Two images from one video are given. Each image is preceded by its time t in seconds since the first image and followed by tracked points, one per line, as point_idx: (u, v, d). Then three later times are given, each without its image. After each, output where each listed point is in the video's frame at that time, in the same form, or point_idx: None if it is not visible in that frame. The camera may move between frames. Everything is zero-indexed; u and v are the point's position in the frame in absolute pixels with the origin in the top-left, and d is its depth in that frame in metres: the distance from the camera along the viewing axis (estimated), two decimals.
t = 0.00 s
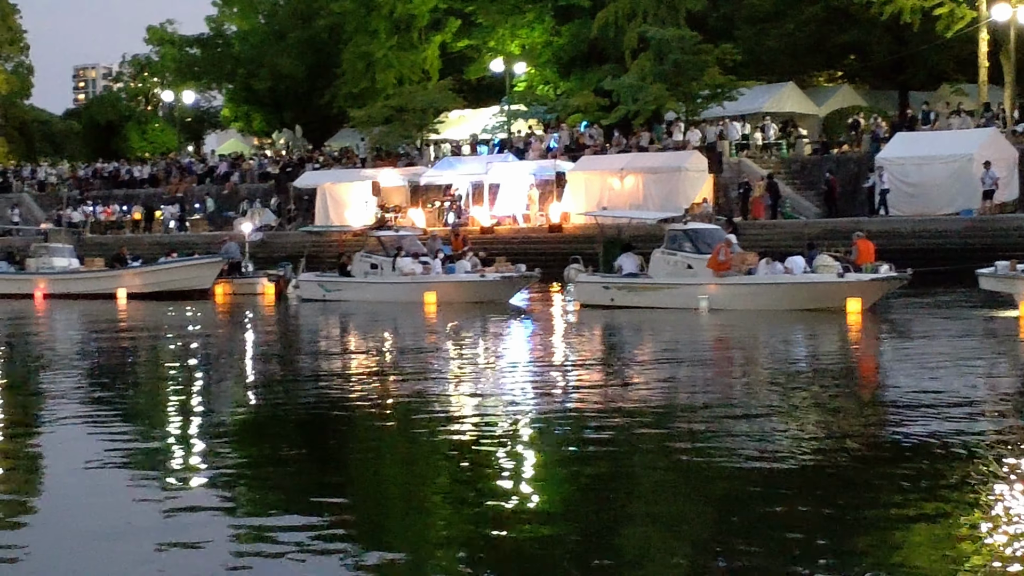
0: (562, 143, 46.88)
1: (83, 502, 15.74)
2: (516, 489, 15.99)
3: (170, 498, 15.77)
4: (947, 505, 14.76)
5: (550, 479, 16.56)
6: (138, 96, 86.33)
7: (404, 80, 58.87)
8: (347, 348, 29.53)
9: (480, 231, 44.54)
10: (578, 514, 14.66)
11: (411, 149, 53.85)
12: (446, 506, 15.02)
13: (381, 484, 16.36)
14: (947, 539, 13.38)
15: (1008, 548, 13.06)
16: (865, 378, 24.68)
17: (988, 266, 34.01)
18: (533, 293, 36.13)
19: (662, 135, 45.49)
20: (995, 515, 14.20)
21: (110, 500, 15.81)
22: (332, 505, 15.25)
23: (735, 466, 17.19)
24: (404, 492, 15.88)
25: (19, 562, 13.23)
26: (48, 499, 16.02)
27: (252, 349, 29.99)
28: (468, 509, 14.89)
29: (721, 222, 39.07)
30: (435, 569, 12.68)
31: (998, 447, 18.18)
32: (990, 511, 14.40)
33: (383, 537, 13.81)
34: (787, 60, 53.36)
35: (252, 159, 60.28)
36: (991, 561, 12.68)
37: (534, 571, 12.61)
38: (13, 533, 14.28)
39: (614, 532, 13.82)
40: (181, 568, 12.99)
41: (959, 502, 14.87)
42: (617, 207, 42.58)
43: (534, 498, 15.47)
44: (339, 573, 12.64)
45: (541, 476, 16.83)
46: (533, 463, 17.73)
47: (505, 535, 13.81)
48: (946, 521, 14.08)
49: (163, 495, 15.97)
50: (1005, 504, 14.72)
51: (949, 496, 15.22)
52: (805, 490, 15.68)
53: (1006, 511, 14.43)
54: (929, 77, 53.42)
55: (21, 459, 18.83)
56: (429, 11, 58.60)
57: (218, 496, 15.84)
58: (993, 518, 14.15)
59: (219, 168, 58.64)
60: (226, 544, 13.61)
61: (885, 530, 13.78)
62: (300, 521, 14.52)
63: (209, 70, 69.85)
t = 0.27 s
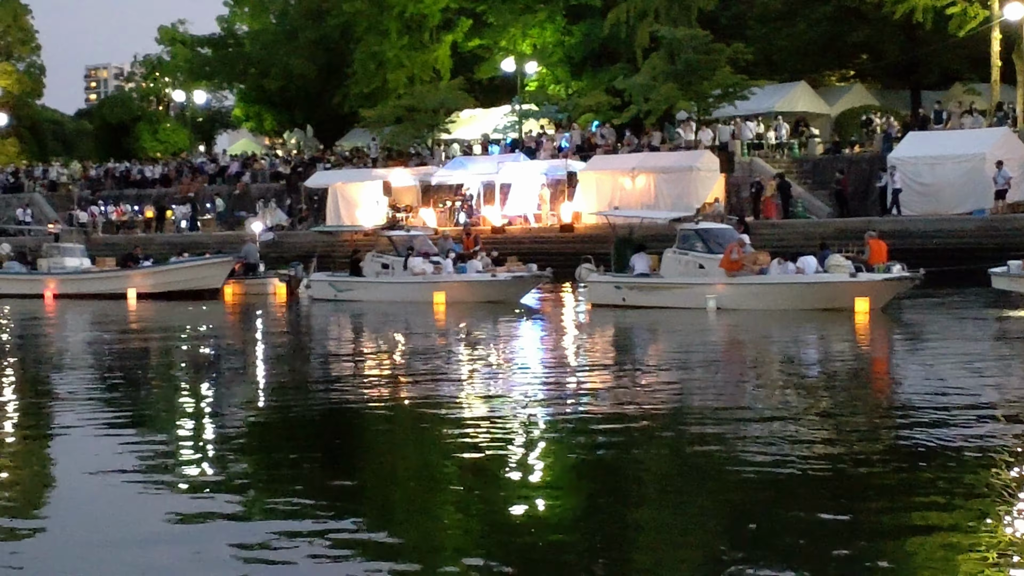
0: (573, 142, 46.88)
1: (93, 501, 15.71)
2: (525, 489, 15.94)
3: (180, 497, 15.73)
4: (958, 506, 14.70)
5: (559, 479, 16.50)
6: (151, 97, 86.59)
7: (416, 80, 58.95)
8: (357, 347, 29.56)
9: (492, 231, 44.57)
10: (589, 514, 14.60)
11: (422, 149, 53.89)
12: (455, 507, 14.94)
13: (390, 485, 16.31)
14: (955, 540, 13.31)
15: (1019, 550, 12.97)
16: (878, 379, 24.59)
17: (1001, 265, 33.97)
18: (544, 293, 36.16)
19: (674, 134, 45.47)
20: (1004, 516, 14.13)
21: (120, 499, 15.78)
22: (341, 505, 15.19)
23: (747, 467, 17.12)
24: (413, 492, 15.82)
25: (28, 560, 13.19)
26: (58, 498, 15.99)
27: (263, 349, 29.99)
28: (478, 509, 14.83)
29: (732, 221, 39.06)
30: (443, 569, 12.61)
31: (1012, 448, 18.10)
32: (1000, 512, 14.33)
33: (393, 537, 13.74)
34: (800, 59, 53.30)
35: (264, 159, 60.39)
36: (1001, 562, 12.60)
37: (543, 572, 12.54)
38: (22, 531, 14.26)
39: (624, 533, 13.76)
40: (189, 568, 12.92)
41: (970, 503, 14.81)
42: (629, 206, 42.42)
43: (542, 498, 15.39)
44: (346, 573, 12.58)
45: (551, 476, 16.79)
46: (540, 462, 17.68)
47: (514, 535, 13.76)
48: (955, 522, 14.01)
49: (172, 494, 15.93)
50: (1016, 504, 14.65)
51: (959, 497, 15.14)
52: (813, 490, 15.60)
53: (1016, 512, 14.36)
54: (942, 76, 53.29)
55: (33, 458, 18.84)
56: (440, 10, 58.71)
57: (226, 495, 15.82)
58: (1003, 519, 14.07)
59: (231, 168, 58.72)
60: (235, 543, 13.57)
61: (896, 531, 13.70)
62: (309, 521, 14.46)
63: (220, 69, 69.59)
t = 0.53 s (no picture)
0: (581, 143, 46.89)
1: (101, 503, 15.66)
2: (533, 489, 15.90)
3: (188, 499, 15.69)
4: (969, 506, 14.66)
5: (568, 480, 16.47)
6: (157, 98, 86.83)
7: (423, 81, 59.00)
8: (366, 348, 29.55)
9: (500, 232, 44.59)
10: (598, 515, 14.56)
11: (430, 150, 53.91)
12: (463, 508, 14.91)
13: (399, 485, 16.28)
14: (966, 542, 13.27)
15: None
16: (889, 379, 24.55)
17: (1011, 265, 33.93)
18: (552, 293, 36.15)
19: (682, 135, 45.45)
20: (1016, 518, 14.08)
21: (128, 502, 15.74)
22: (349, 506, 15.16)
23: (757, 467, 17.07)
24: (421, 493, 15.79)
25: (37, 565, 13.16)
26: (66, 499, 15.96)
27: (271, 350, 29.95)
28: (487, 510, 14.80)
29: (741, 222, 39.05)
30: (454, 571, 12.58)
31: None
32: (1011, 514, 14.29)
33: (403, 540, 13.71)
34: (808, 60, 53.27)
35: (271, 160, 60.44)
36: (1011, 563, 12.56)
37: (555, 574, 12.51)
38: (30, 534, 14.24)
39: (634, 534, 13.71)
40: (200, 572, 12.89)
41: (982, 504, 14.77)
42: (638, 207, 42.43)
43: (550, 500, 15.35)
44: None
45: (560, 476, 16.76)
46: (550, 463, 17.65)
47: (524, 536, 13.73)
48: (965, 523, 13.97)
49: (180, 497, 15.88)
50: None
51: (971, 498, 15.09)
52: (823, 490, 15.56)
53: None
54: (950, 76, 53.21)
55: (42, 461, 18.79)
56: (448, 11, 58.75)
57: (234, 496, 15.81)
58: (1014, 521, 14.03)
59: (239, 170, 58.76)
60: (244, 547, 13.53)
61: (906, 532, 13.67)
62: (318, 523, 14.43)
63: (230, 70, 70.10)
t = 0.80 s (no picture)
0: (588, 142, 46.94)
1: (108, 502, 15.58)
2: (540, 489, 15.79)
3: (194, 498, 15.59)
4: (977, 505, 14.65)
5: (575, 477, 16.47)
6: (164, 98, 87.07)
7: (430, 81, 58.99)
8: (373, 347, 29.60)
9: (507, 231, 44.66)
10: (606, 514, 14.48)
11: (437, 149, 53.97)
12: (470, 505, 14.91)
13: (405, 485, 16.21)
14: (973, 539, 13.25)
15: None
16: (897, 378, 24.51)
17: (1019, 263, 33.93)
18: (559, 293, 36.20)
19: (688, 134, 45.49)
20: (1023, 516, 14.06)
21: (135, 500, 15.64)
22: (356, 505, 15.08)
23: (765, 466, 16.97)
24: (428, 492, 15.72)
25: (43, 565, 13.05)
26: (72, 498, 15.87)
27: (278, 351, 29.91)
28: (495, 510, 14.71)
29: (748, 221, 39.09)
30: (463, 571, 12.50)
31: None
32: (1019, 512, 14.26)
33: (411, 540, 13.62)
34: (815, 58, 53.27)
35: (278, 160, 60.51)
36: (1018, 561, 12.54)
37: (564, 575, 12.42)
38: (38, 530, 14.26)
39: (641, 531, 13.71)
40: (209, 570, 12.91)
41: (990, 502, 14.76)
42: (644, 206, 42.48)
43: (558, 497, 15.35)
44: None
45: (568, 473, 16.76)
46: (559, 460, 17.66)
47: (530, 534, 13.72)
48: (973, 521, 13.95)
49: (187, 496, 15.80)
50: None
51: (979, 497, 15.08)
52: (831, 488, 15.56)
53: None
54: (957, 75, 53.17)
55: (50, 459, 18.83)
56: (454, 11, 58.60)
57: (242, 494, 15.81)
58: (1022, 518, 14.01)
59: (246, 169, 58.84)
60: (250, 547, 13.44)
61: (914, 532, 13.59)
62: (326, 521, 14.45)
63: (237, 71, 70.23)
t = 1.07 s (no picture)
0: (599, 141, 46.97)
1: (120, 502, 15.58)
2: (551, 489, 15.76)
3: (206, 498, 15.58)
4: (990, 505, 14.62)
5: (589, 476, 16.48)
6: (174, 99, 87.35)
7: (441, 80, 59.00)
8: (384, 347, 29.67)
9: (517, 231, 44.73)
10: (617, 514, 14.46)
11: (447, 149, 54.03)
12: (482, 505, 14.91)
13: (417, 484, 16.23)
14: (984, 539, 13.22)
15: None
16: (910, 377, 24.51)
17: None
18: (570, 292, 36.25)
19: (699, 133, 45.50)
20: None
21: (146, 500, 15.63)
22: (368, 505, 15.07)
23: (778, 466, 16.96)
24: (439, 492, 15.71)
25: (53, 563, 13.03)
26: (84, 498, 15.87)
27: (289, 350, 29.95)
28: (507, 509, 14.69)
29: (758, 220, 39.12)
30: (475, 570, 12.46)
31: None
32: None
33: (422, 539, 13.60)
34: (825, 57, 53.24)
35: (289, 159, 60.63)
36: None
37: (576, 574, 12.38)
38: (52, 529, 14.30)
39: (652, 530, 13.71)
40: (220, 568, 12.93)
41: (1003, 502, 14.73)
42: (655, 205, 42.52)
43: (571, 496, 15.35)
44: None
45: (581, 473, 16.77)
46: (573, 459, 17.68)
47: (542, 533, 13.71)
48: (985, 521, 13.92)
49: (198, 496, 15.78)
50: None
51: (993, 496, 15.04)
52: (843, 487, 15.54)
53: None
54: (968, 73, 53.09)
55: (63, 458, 18.89)
56: (464, 11, 58.72)
57: (255, 493, 15.83)
58: None
59: (256, 169, 58.97)
60: (261, 546, 13.40)
61: (927, 532, 13.55)
62: (339, 520, 14.45)
63: (248, 71, 70.44)
